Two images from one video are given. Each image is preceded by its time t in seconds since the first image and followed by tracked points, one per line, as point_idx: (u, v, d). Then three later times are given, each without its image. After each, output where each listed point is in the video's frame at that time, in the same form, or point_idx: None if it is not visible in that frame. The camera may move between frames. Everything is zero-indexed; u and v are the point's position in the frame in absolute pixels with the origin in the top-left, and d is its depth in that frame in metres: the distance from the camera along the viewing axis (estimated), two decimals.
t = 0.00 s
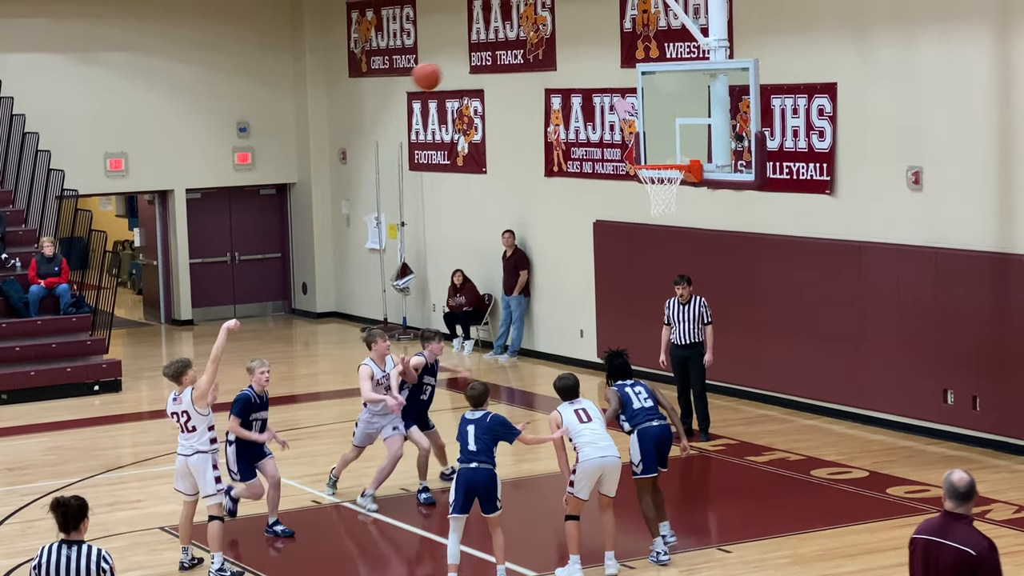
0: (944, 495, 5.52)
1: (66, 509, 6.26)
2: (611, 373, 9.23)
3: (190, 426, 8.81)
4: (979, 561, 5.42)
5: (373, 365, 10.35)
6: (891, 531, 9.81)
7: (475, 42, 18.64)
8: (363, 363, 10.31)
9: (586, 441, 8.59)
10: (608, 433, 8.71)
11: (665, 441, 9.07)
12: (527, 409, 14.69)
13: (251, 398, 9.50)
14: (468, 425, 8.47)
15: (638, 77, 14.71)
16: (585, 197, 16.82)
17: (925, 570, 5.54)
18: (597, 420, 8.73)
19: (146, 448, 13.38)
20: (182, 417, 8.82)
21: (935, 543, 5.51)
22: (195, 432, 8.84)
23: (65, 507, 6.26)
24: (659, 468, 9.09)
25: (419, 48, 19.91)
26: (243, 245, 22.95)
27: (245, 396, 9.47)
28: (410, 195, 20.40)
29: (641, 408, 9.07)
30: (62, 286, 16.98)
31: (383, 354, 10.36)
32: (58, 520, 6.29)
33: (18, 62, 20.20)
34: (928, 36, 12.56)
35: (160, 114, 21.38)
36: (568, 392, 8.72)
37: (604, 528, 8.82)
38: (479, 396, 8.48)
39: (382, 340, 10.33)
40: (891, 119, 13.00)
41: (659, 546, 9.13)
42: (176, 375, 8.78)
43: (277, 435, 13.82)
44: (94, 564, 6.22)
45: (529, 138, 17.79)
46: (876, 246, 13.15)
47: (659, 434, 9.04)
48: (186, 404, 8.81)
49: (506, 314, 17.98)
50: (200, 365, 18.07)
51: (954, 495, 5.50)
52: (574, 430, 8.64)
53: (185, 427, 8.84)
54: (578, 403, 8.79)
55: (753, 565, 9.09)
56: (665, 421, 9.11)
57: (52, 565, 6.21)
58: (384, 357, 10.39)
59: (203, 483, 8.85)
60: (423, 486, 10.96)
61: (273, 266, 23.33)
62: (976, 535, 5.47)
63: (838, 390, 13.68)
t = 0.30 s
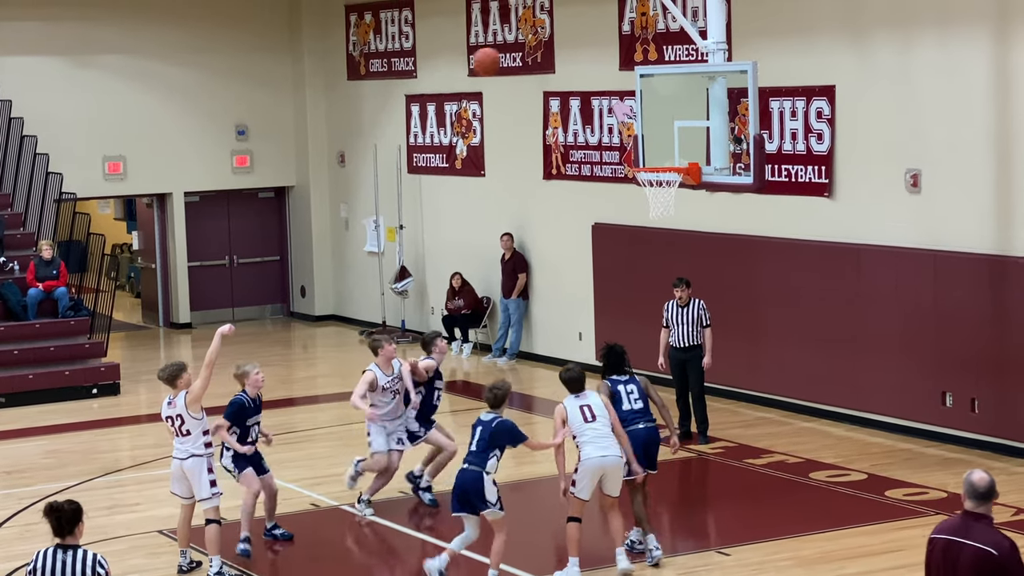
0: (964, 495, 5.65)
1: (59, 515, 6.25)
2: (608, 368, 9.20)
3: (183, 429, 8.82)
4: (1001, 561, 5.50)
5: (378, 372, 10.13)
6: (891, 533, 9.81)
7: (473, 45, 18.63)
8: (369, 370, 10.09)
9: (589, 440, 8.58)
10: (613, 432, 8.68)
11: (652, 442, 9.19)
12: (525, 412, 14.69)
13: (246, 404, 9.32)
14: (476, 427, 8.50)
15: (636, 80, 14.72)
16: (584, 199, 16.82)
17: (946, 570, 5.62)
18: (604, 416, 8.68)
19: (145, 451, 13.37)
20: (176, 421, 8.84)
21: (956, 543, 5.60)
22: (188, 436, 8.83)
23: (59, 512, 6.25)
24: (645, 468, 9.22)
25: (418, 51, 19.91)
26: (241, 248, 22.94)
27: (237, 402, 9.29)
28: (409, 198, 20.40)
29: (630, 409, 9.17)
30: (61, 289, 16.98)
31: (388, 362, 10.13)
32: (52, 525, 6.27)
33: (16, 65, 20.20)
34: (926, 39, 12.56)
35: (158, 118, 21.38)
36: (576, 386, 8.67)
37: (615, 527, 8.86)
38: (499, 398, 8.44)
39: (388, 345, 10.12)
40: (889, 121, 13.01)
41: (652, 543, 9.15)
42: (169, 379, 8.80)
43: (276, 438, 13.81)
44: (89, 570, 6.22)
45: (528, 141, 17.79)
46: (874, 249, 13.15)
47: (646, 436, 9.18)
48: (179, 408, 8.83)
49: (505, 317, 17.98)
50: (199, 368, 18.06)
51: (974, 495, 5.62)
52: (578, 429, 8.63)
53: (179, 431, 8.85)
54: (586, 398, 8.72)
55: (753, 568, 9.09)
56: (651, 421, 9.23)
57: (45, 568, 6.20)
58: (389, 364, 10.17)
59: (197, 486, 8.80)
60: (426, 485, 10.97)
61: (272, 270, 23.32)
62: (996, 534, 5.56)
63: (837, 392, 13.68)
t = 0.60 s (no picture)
0: (981, 496, 5.73)
1: (50, 521, 6.28)
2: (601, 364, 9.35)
3: (179, 434, 8.81)
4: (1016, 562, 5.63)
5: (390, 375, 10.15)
6: (888, 536, 9.82)
7: (471, 48, 18.65)
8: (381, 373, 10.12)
9: (595, 442, 8.60)
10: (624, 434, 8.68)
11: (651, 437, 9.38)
12: (524, 415, 14.70)
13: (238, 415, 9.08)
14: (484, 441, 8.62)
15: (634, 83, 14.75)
16: (582, 201, 16.84)
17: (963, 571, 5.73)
18: (612, 419, 8.66)
19: (144, 455, 13.38)
20: (172, 425, 8.82)
21: (972, 545, 5.70)
22: (185, 440, 8.83)
23: (49, 519, 6.28)
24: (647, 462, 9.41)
25: (416, 54, 19.92)
26: (240, 251, 22.96)
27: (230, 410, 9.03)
28: (407, 201, 20.42)
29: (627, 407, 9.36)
30: (59, 292, 16.99)
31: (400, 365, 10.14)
32: (43, 531, 6.30)
33: (15, 68, 20.21)
34: (924, 42, 12.58)
35: (157, 121, 21.38)
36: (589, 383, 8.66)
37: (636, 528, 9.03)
38: (508, 413, 8.55)
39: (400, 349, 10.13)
40: (887, 124, 13.02)
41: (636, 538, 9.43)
42: (165, 383, 8.75)
43: (275, 441, 13.82)
44: None
45: (526, 144, 17.80)
46: (872, 251, 13.17)
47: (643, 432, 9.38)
48: (174, 412, 8.79)
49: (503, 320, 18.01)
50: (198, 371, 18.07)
51: (991, 497, 5.70)
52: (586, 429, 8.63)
53: (175, 434, 8.83)
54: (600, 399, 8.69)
55: (751, 571, 9.10)
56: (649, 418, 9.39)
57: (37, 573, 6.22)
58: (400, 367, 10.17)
59: (194, 491, 8.81)
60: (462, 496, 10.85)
61: (270, 273, 23.33)
62: (1012, 536, 5.67)
63: (835, 395, 13.70)
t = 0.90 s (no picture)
0: (996, 500, 5.83)
1: (36, 529, 6.26)
2: (592, 360, 10.10)
3: (170, 439, 8.69)
4: None
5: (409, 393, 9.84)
6: (887, 539, 9.82)
7: (470, 51, 18.64)
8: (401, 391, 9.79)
9: (613, 446, 8.67)
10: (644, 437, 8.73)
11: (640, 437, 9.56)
12: (523, 418, 14.70)
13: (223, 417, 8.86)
14: (487, 433, 8.75)
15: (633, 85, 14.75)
16: (581, 204, 16.83)
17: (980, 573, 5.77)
18: (633, 422, 8.69)
19: (143, 458, 13.37)
20: (163, 429, 8.71)
21: (989, 547, 5.76)
22: (176, 444, 8.72)
23: (35, 526, 6.26)
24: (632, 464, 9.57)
25: (415, 56, 19.92)
26: (239, 254, 22.94)
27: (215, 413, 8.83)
28: (406, 204, 20.42)
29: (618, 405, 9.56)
30: (57, 296, 17.00)
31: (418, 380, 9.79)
32: (30, 539, 6.29)
33: (13, 71, 20.19)
34: (923, 44, 12.58)
35: (155, 125, 21.38)
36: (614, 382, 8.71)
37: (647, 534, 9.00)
38: (506, 406, 8.69)
39: (419, 363, 9.78)
40: (886, 127, 13.02)
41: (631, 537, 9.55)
42: (159, 388, 8.74)
43: (274, 445, 13.81)
44: None
45: (525, 147, 17.80)
46: (871, 254, 13.16)
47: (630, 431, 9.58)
48: (166, 416, 8.69)
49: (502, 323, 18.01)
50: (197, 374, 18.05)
51: (1005, 499, 5.81)
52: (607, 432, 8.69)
53: (166, 439, 8.73)
54: (622, 402, 8.71)
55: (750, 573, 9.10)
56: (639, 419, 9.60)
57: None
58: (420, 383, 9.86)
59: (189, 496, 8.75)
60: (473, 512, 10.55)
61: (269, 275, 23.32)
62: None
63: (834, 398, 13.69)
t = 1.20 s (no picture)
0: (1012, 503, 5.82)
1: (18, 536, 6.27)
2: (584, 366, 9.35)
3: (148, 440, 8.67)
4: None
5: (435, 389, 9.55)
6: (886, 541, 9.82)
7: (468, 53, 18.64)
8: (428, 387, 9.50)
9: (632, 438, 8.68)
10: (661, 428, 8.74)
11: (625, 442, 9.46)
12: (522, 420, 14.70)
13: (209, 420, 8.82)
14: (487, 422, 8.84)
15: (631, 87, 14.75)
16: (579, 206, 16.83)
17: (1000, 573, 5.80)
18: (652, 414, 8.68)
19: (141, 460, 13.36)
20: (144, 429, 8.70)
21: (1006, 550, 5.77)
22: (155, 445, 8.68)
23: (16, 534, 6.27)
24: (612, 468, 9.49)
25: (413, 59, 19.92)
26: (237, 256, 22.93)
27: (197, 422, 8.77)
28: (404, 206, 20.42)
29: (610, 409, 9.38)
30: (56, 297, 17.01)
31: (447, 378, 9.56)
32: (11, 547, 6.30)
33: (11, 74, 20.19)
34: (922, 46, 12.57)
35: (153, 127, 21.38)
36: (635, 373, 8.67)
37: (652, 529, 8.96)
38: (503, 394, 8.78)
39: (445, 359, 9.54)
40: (885, 129, 13.01)
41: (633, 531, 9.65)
42: (143, 390, 8.68)
43: (272, 447, 13.81)
44: None
45: (523, 149, 17.79)
46: (870, 256, 13.15)
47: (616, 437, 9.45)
48: (147, 417, 8.68)
49: (500, 325, 18.00)
50: (195, 377, 18.04)
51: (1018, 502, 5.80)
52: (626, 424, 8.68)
53: (147, 439, 8.71)
54: (645, 395, 8.68)
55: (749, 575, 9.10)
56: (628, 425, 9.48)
57: None
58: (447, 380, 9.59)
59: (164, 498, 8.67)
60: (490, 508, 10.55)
61: (267, 278, 23.30)
62: None
63: (833, 399, 13.69)
